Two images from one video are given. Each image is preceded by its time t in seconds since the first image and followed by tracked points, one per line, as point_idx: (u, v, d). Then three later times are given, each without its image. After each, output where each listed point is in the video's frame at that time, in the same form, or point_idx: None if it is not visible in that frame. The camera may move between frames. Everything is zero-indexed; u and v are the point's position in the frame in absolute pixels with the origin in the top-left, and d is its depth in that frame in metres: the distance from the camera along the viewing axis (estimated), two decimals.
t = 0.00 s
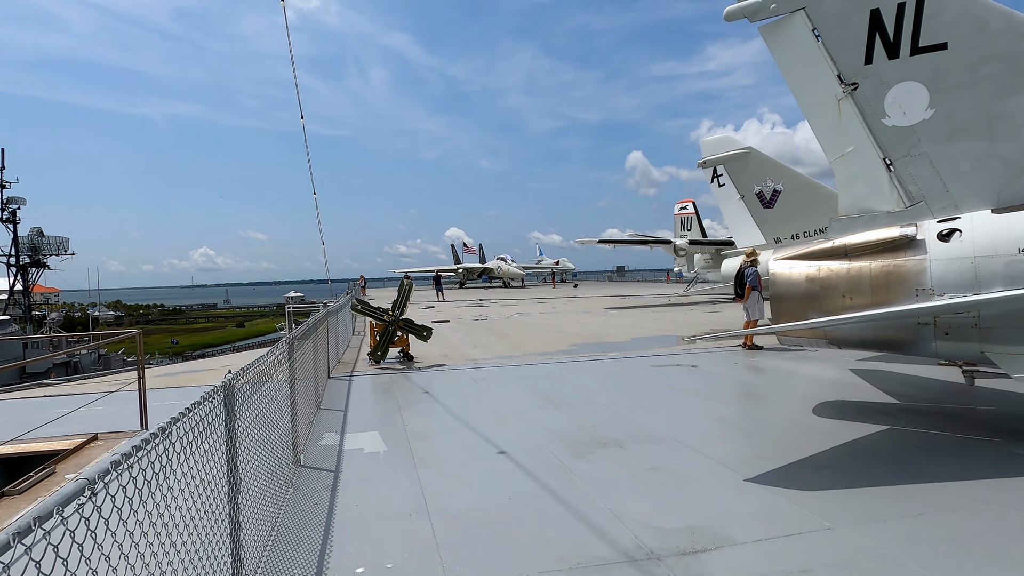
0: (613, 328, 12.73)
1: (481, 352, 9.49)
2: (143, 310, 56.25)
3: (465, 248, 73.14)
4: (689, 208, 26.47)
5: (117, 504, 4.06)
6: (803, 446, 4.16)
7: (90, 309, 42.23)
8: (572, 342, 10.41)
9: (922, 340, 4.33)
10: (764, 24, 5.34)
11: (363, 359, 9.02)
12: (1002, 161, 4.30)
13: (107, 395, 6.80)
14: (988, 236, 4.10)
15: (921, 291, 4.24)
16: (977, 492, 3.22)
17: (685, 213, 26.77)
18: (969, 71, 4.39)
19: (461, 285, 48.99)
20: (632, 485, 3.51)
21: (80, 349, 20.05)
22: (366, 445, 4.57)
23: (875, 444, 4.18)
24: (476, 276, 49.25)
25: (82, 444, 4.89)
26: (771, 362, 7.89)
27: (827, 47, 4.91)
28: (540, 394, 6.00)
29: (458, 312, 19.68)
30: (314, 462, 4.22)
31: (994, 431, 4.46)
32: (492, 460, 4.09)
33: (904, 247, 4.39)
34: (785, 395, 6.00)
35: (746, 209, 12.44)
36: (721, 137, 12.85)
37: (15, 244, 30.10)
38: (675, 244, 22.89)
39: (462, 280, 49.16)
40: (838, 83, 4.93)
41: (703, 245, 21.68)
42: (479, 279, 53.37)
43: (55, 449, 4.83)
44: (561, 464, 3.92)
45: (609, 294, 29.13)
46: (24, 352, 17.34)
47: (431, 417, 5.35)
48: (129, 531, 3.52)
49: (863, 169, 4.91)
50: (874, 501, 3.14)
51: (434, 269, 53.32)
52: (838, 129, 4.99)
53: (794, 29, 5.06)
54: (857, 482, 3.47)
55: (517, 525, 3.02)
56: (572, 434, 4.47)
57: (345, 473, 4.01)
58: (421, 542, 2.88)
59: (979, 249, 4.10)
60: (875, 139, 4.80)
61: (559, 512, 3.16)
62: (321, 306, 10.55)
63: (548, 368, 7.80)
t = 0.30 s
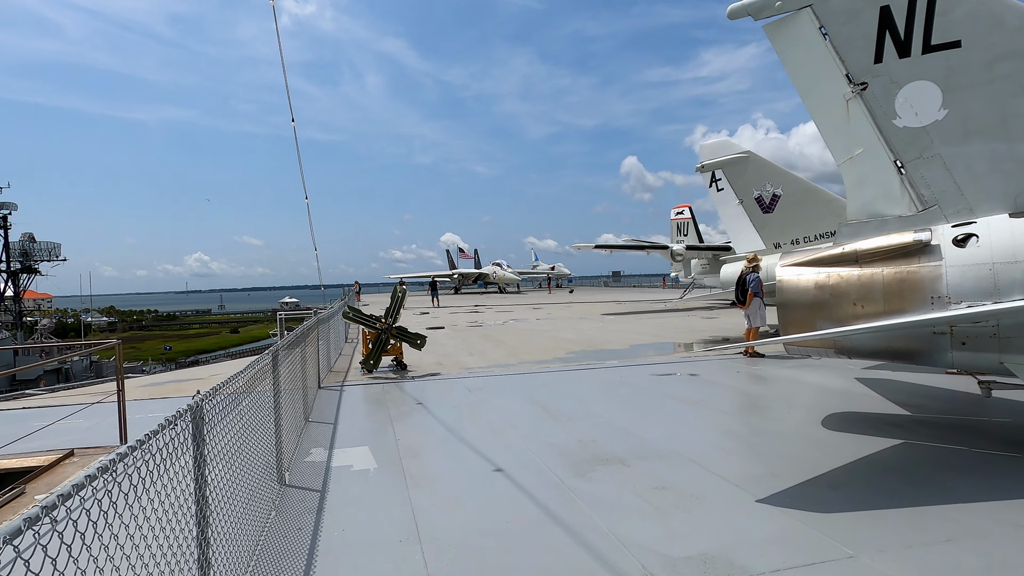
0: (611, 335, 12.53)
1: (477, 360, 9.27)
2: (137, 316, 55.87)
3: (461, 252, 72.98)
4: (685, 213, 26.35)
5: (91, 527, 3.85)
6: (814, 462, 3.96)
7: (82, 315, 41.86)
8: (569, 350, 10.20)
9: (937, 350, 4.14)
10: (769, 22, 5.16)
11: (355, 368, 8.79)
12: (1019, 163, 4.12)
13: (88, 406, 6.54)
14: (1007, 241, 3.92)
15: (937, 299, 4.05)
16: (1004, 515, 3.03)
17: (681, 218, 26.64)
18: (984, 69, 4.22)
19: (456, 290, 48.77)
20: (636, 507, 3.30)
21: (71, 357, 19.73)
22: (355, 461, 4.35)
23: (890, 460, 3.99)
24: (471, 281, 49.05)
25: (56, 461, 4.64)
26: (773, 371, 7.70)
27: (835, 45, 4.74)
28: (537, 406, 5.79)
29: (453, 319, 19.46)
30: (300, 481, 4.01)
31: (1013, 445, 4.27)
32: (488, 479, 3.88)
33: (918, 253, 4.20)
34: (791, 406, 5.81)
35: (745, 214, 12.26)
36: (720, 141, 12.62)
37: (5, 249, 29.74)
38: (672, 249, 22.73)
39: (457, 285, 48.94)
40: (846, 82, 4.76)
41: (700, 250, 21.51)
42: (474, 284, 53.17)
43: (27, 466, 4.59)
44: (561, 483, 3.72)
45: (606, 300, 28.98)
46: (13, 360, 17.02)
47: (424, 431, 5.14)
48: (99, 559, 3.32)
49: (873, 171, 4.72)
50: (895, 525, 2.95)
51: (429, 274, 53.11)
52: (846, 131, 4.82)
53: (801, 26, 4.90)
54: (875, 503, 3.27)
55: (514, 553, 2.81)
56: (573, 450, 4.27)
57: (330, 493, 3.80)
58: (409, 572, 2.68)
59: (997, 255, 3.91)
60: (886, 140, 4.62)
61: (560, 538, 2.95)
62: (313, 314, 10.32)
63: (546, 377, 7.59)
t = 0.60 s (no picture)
0: (604, 340, 12.36)
1: (468, 365, 9.06)
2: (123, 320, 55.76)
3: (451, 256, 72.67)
4: (677, 217, 26.27)
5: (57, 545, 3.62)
6: (822, 474, 3.79)
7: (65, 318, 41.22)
8: (562, 355, 10.03)
9: (948, 357, 3.98)
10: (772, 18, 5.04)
11: (343, 373, 8.56)
12: None
13: (63, 413, 6.29)
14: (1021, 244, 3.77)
15: (948, 304, 3.90)
16: None
17: (673, 222, 26.56)
18: (995, 67, 4.08)
19: (446, 294, 48.51)
20: (638, 523, 3.12)
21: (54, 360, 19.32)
22: (340, 473, 4.14)
23: (901, 472, 3.82)
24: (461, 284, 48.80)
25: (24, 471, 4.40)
26: (771, 377, 7.54)
27: (841, 41, 4.59)
28: (531, 414, 5.59)
29: (444, 323, 19.22)
30: (280, 495, 3.79)
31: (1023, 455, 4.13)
32: (481, 492, 3.68)
33: (928, 257, 4.04)
34: (792, 414, 5.65)
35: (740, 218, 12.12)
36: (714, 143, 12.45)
37: None
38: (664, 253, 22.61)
39: (447, 289, 48.68)
40: (852, 80, 4.61)
41: (693, 255, 21.39)
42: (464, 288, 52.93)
43: None
44: (558, 498, 3.53)
45: (597, 304, 28.82)
46: None
47: (413, 440, 4.93)
48: None
49: (879, 172, 4.58)
50: (914, 544, 2.78)
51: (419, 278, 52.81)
52: (851, 130, 4.67)
53: (805, 22, 4.76)
54: (889, 520, 3.11)
55: None
56: (569, 462, 4.07)
57: (313, 508, 3.59)
58: None
59: (1011, 258, 3.76)
60: (893, 140, 4.47)
61: (557, 559, 2.76)
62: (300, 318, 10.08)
63: (539, 382, 7.40)
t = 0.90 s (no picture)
0: (595, 343, 12.18)
1: (458, 368, 8.84)
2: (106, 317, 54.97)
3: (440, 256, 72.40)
4: (667, 221, 26.16)
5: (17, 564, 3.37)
6: (832, 490, 3.61)
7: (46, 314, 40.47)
8: (553, 358, 9.83)
9: (962, 367, 3.82)
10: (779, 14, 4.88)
11: (329, 376, 8.32)
12: None
13: (33, 417, 6.00)
14: None
15: (963, 312, 3.74)
16: None
17: (664, 225, 26.45)
18: (1012, 66, 3.93)
19: (434, 294, 48.21)
20: (643, 544, 2.92)
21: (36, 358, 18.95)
22: (325, 485, 3.91)
23: (914, 487, 3.66)
24: (449, 285, 48.51)
25: None
26: (769, 383, 7.39)
27: (851, 39, 4.44)
28: (526, 421, 5.39)
29: (432, 324, 18.94)
30: (260, 509, 3.55)
31: None
32: (474, 507, 3.47)
33: (941, 262, 3.88)
34: (794, 423, 5.48)
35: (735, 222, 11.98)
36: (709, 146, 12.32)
37: None
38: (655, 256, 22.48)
39: (436, 289, 48.41)
40: (862, 78, 4.45)
41: (684, 258, 21.27)
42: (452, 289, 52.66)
43: None
44: (556, 515, 3.32)
45: (587, 306, 28.66)
46: None
47: (402, 449, 4.71)
48: None
49: (889, 174, 4.42)
50: (939, 571, 2.61)
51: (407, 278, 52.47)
52: (861, 130, 4.52)
53: (816, 19, 4.62)
54: (908, 541, 2.93)
55: None
56: (567, 474, 3.87)
57: (295, 524, 3.35)
58: None
59: None
60: (904, 140, 4.32)
61: None
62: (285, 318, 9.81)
63: (531, 387, 7.20)
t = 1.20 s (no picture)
0: (587, 347, 12.01)
1: (447, 371, 8.63)
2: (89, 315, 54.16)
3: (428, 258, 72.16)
4: (658, 224, 26.12)
5: None
6: (842, 506, 3.45)
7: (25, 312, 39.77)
8: (544, 362, 9.65)
9: (975, 376, 3.68)
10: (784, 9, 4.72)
11: (314, 378, 8.08)
12: None
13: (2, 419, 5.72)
14: None
15: (977, 319, 3.59)
16: None
17: (654, 229, 26.39)
18: None
19: (423, 296, 47.98)
20: (648, 563, 2.73)
21: (14, 357, 18.60)
22: (307, 495, 3.69)
23: (926, 502, 3.50)
24: (438, 287, 48.25)
25: None
26: (765, 390, 7.24)
27: (858, 35, 4.27)
28: (518, 428, 5.19)
29: (420, 326, 18.73)
30: (237, 522, 3.32)
31: None
32: (466, 520, 3.27)
33: (953, 267, 3.74)
34: (794, 432, 5.33)
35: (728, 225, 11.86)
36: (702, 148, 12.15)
37: None
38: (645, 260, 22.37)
39: (424, 291, 48.13)
40: (871, 76, 4.30)
41: (675, 262, 21.19)
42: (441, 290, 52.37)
43: None
44: (554, 529, 3.13)
45: (576, 310, 28.53)
46: None
47: (389, 457, 4.49)
48: None
49: (898, 175, 4.27)
50: None
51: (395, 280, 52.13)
52: (869, 129, 4.36)
53: (824, 14, 4.47)
54: (927, 560, 2.78)
55: None
56: (564, 486, 3.68)
57: (274, 539, 3.12)
58: None
59: None
60: (914, 141, 4.18)
61: None
62: (269, 318, 9.56)
63: (523, 392, 7.02)
